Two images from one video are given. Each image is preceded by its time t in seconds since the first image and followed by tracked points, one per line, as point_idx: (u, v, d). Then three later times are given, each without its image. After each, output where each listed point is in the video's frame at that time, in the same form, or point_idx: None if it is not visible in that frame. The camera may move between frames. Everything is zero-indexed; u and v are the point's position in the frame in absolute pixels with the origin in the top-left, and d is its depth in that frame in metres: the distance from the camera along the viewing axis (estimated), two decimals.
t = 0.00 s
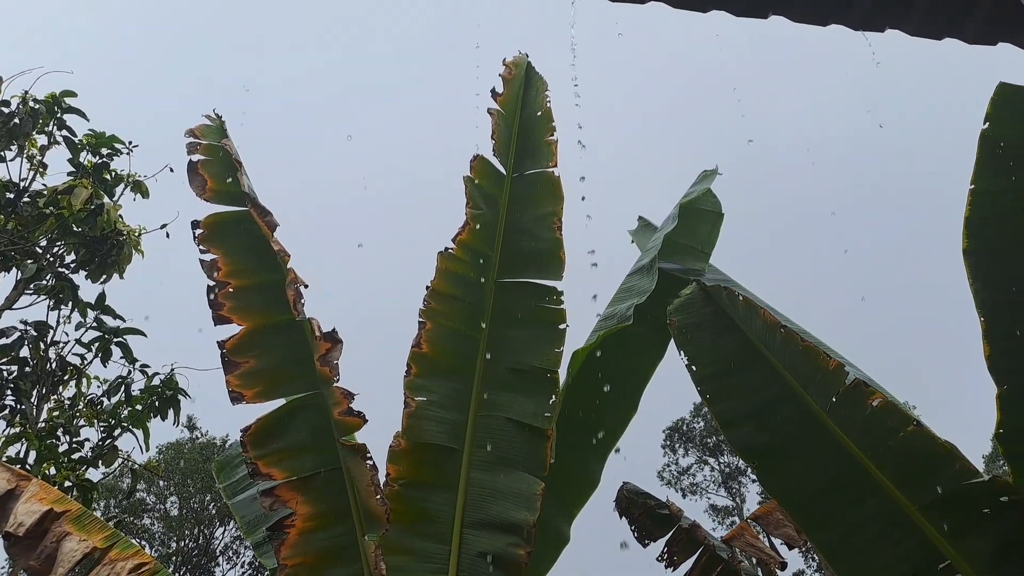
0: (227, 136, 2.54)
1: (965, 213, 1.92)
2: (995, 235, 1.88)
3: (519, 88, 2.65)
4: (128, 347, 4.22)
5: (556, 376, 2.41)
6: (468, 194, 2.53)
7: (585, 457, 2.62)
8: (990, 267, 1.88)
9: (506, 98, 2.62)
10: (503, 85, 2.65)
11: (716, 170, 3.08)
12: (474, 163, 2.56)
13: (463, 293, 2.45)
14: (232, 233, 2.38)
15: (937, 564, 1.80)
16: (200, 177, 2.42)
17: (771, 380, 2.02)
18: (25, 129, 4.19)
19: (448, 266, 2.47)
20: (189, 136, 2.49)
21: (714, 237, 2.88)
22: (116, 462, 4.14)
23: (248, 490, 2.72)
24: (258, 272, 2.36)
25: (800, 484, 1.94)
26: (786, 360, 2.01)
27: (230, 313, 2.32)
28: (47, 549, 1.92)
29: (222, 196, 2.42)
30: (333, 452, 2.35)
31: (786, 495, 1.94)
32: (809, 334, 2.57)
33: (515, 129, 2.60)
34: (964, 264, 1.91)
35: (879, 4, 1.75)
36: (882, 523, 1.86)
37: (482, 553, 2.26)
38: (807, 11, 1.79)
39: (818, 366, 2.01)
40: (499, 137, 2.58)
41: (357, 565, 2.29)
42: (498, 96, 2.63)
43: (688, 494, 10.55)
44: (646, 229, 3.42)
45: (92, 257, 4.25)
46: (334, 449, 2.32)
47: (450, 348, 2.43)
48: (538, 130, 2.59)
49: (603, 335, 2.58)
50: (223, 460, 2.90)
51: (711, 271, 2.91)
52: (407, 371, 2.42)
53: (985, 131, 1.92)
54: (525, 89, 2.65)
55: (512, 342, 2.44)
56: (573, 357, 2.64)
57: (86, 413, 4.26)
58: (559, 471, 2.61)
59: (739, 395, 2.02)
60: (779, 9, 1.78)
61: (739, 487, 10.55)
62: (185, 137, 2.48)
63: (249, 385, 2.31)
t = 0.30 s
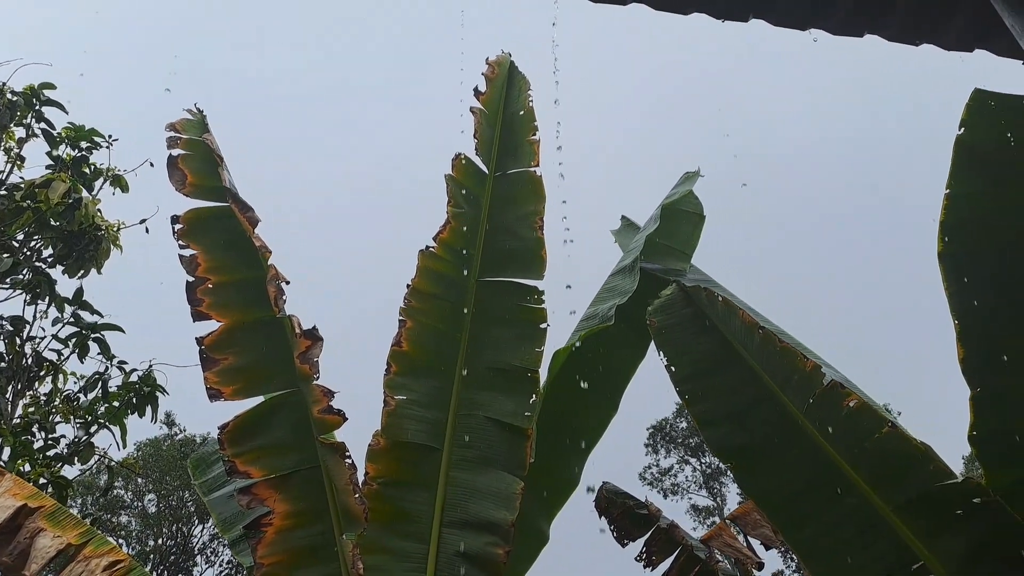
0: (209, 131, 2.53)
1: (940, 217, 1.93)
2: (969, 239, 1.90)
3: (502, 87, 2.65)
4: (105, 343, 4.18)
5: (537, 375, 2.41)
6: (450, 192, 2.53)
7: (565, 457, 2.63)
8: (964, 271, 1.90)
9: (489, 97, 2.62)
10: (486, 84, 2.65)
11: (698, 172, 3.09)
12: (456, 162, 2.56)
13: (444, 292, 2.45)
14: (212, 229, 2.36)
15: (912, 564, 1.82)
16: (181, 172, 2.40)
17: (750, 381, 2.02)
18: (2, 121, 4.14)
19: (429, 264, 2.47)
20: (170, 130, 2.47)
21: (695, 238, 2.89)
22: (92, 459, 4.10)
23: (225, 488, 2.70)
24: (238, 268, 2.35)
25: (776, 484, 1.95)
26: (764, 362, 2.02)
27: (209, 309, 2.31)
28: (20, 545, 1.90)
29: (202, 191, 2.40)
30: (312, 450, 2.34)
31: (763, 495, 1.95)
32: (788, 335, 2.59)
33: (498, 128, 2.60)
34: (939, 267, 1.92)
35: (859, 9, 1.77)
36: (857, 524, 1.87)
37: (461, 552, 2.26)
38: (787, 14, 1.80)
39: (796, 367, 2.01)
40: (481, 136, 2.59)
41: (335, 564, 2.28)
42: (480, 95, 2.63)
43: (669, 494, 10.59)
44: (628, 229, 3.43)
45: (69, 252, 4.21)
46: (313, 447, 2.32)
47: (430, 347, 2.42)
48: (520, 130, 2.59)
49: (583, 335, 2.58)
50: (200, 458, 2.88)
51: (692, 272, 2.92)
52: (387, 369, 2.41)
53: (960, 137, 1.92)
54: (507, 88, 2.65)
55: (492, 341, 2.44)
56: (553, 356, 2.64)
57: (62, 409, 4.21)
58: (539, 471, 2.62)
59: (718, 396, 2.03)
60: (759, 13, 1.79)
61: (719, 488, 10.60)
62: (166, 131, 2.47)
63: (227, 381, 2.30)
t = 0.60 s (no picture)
0: (189, 124, 2.51)
1: (916, 218, 1.95)
2: (944, 241, 1.92)
3: (484, 84, 2.65)
4: (83, 338, 4.14)
5: (517, 373, 2.42)
6: (431, 189, 2.53)
7: (544, 455, 2.63)
8: (940, 272, 1.92)
9: (470, 93, 2.62)
10: (468, 81, 2.65)
11: (680, 171, 3.10)
12: (437, 158, 2.56)
13: (425, 289, 2.45)
14: (192, 222, 2.35)
15: (886, 562, 1.85)
16: (160, 165, 2.38)
17: (728, 381, 2.03)
18: None
19: (410, 261, 2.46)
20: (150, 123, 2.45)
21: (676, 238, 2.89)
22: (68, 455, 4.06)
23: (204, 484, 2.70)
24: (217, 263, 2.34)
25: (754, 482, 1.96)
26: (744, 361, 2.03)
27: (188, 304, 2.29)
28: None
29: (182, 184, 2.38)
30: (291, 447, 2.33)
31: (741, 493, 1.96)
32: (767, 334, 2.61)
33: (480, 125, 2.60)
34: (915, 268, 1.94)
35: (839, 11, 1.78)
36: (833, 524, 1.89)
37: (440, 550, 2.26)
38: (768, 14, 1.81)
39: (774, 366, 2.02)
40: (462, 133, 2.58)
41: (313, 560, 2.27)
42: (462, 92, 2.63)
43: (649, 493, 10.64)
44: (610, 227, 3.43)
45: (46, 246, 4.16)
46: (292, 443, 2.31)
47: (410, 344, 2.42)
48: (503, 127, 2.60)
49: (563, 332, 2.58)
50: (178, 453, 2.87)
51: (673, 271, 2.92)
52: (367, 366, 2.41)
53: (938, 140, 1.94)
54: (489, 85, 2.65)
55: (473, 339, 2.44)
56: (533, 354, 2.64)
57: (38, 405, 4.17)
58: (519, 468, 2.62)
59: (697, 394, 2.03)
60: (740, 13, 1.79)
61: (699, 487, 10.66)
62: (146, 124, 2.45)
63: (206, 376, 2.28)
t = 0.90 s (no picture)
0: (171, 119, 2.50)
1: (894, 220, 1.98)
2: (921, 242, 1.94)
3: (467, 82, 2.66)
4: (62, 334, 4.11)
5: (498, 370, 2.42)
6: (414, 185, 2.53)
7: (525, 453, 2.63)
8: (916, 272, 1.94)
9: (454, 91, 2.62)
10: (452, 78, 2.65)
11: (662, 170, 3.11)
12: (419, 156, 2.56)
13: (407, 286, 2.45)
14: (173, 217, 2.34)
15: (863, 560, 1.85)
16: (141, 160, 2.36)
17: (706, 379, 2.04)
18: None
19: (392, 258, 2.46)
20: (131, 117, 2.44)
21: (658, 236, 2.90)
22: (47, 451, 4.03)
23: (185, 482, 2.70)
24: (197, 258, 2.33)
25: (732, 479, 1.97)
26: (723, 360, 2.04)
27: (168, 300, 2.27)
28: None
29: (163, 179, 2.37)
30: (270, 443, 2.32)
31: (721, 490, 1.97)
32: (747, 333, 2.62)
33: (463, 123, 2.60)
34: (893, 269, 1.96)
35: (819, 11, 1.79)
36: (810, 522, 1.90)
37: (420, 547, 2.25)
38: (748, 12, 1.82)
39: (752, 365, 2.03)
40: (446, 131, 2.58)
41: (292, 558, 2.25)
42: (445, 89, 2.63)
43: (631, 492, 10.66)
44: (592, 225, 3.44)
45: (25, 240, 4.12)
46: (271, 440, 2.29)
47: (391, 341, 2.41)
48: (486, 124, 2.59)
49: (544, 330, 2.59)
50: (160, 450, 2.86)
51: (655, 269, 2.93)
52: (348, 364, 2.40)
53: (916, 140, 1.97)
54: (473, 83, 2.65)
55: (454, 336, 2.44)
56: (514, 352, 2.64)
57: (16, 400, 4.13)
58: (500, 466, 2.62)
59: (676, 392, 2.04)
60: (721, 12, 1.80)
61: (682, 486, 10.70)
62: (127, 118, 2.43)
63: (186, 372, 2.27)
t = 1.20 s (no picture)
0: (153, 111, 2.48)
1: (874, 220, 1.99)
2: (900, 243, 1.96)
3: (453, 79, 2.65)
4: (41, 327, 4.08)
5: (480, 368, 2.41)
6: (398, 181, 2.52)
7: (506, 450, 2.63)
8: (895, 274, 1.96)
9: (440, 87, 2.61)
10: (437, 75, 2.65)
11: (645, 170, 3.12)
12: (404, 152, 2.55)
13: (390, 283, 2.44)
14: (154, 210, 2.32)
15: (840, 560, 1.87)
16: (123, 152, 2.34)
17: (686, 379, 2.05)
18: None
19: (376, 254, 2.45)
20: (113, 108, 2.41)
21: (641, 235, 2.91)
22: (24, 445, 4.00)
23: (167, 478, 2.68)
24: (178, 252, 2.31)
25: (712, 478, 1.97)
26: (703, 360, 2.04)
27: (148, 293, 2.26)
28: None
29: (144, 171, 2.35)
30: (250, 439, 2.31)
31: (701, 489, 1.97)
32: (726, 333, 2.64)
33: (448, 120, 2.59)
34: (872, 269, 1.98)
35: (803, 12, 1.80)
36: (788, 521, 1.91)
37: (400, 544, 2.25)
38: (732, 12, 1.82)
39: (731, 365, 2.03)
40: (430, 128, 2.58)
41: (272, 555, 2.25)
42: (431, 85, 2.62)
43: (612, 491, 10.69)
44: (577, 223, 3.44)
45: (4, 233, 4.09)
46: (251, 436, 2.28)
47: (374, 338, 2.41)
48: (471, 122, 2.59)
49: (527, 328, 2.59)
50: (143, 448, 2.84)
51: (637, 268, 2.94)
52: (331, 360, 2.39)
53: (896, 143, 1.98)
54: (458, 80, 2.65)
55: (437, 333, 2.43)
56: (496, 350, 2.64)
57: None
58: (482, 464, 2.62)
59: (656, 392, 2.05)
60: (704, 13, 1.81)
61: (663, 485, 10.74)
62: (109, 109, 2.41)
63: (165, 367, 2.25)
